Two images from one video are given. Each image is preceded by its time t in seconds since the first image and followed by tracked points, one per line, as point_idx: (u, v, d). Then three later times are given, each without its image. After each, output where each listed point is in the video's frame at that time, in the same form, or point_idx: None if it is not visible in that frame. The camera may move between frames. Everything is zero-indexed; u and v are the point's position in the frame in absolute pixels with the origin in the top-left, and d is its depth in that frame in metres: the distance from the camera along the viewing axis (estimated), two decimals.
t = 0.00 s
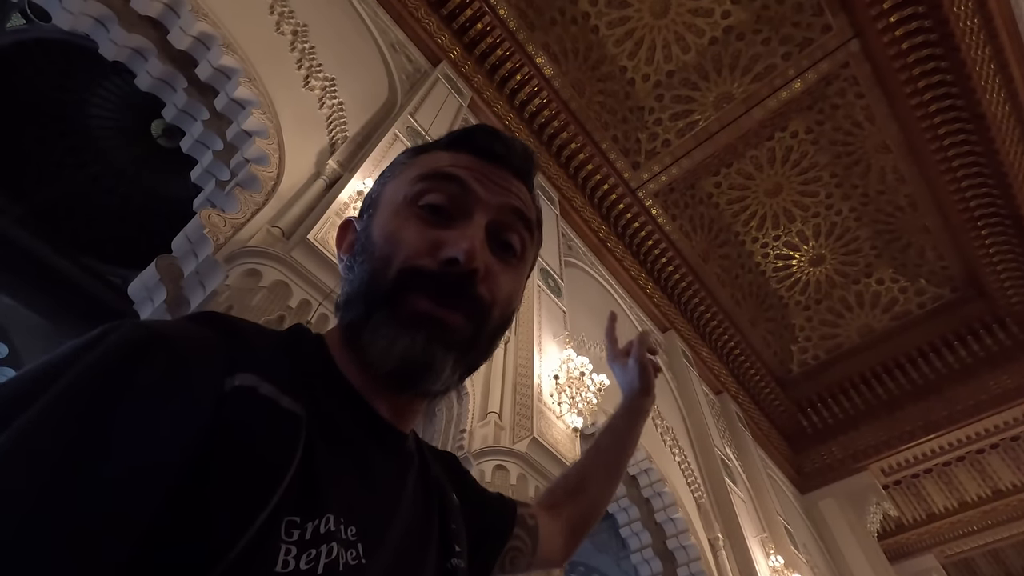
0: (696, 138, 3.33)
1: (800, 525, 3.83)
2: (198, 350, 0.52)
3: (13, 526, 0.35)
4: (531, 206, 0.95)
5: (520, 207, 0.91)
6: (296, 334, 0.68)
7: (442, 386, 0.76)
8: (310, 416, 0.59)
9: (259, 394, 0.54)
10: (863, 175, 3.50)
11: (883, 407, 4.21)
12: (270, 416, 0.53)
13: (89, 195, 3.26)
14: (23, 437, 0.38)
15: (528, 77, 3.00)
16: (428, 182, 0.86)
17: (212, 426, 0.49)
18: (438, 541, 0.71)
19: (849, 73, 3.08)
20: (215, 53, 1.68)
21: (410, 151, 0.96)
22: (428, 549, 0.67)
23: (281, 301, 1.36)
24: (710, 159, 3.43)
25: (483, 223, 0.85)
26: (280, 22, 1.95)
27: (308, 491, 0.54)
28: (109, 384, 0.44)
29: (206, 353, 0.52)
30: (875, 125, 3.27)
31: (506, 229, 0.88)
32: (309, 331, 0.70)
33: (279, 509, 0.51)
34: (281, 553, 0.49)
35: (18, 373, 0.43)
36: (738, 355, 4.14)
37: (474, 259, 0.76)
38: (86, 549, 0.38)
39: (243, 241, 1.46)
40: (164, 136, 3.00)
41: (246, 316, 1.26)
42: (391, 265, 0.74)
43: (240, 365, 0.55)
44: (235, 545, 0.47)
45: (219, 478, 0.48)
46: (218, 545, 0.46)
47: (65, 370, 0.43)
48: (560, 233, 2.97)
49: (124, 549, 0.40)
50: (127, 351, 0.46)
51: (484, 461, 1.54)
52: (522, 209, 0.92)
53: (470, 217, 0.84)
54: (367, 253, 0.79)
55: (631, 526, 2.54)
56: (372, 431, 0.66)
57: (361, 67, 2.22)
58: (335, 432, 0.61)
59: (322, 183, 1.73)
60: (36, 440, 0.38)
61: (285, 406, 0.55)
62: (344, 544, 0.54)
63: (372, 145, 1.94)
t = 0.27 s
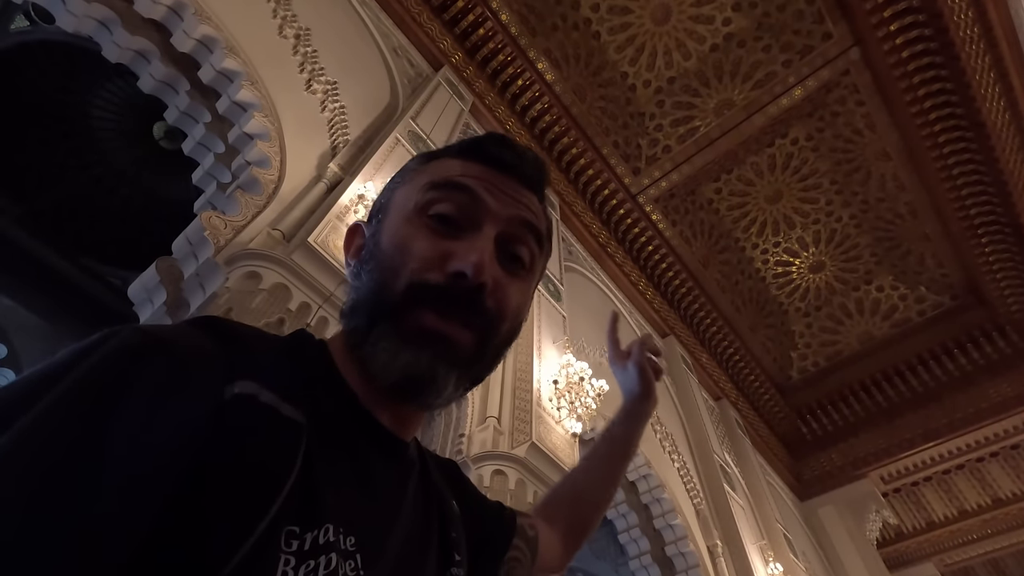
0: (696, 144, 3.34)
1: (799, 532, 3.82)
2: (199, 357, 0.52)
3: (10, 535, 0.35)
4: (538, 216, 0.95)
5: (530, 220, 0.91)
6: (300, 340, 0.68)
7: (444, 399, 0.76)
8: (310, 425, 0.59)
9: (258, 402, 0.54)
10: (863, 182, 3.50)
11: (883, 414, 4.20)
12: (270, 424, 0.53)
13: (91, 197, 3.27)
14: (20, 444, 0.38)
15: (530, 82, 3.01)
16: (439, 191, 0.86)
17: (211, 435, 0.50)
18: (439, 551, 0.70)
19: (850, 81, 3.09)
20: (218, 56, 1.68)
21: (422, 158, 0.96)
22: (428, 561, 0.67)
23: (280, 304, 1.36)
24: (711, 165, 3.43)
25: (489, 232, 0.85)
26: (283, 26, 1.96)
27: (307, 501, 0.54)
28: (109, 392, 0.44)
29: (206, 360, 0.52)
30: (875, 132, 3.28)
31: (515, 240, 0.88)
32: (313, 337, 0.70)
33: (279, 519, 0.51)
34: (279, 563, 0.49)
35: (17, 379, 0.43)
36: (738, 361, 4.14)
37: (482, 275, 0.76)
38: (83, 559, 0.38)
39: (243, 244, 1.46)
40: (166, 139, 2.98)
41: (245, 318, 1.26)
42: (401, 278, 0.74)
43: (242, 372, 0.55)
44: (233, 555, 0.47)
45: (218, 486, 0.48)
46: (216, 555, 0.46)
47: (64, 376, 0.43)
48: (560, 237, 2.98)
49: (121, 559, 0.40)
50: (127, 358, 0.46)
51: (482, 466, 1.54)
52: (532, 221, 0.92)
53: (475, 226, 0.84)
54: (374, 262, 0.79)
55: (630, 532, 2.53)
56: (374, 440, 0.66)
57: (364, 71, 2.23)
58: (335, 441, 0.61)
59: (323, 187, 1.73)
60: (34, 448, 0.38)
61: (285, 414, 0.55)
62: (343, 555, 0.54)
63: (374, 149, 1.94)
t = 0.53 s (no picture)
0: (697, 149, 3.35)
1: (799, 539, 3.80)
2: (200, 363, 0.52)
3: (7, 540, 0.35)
4: (538, 223, 0.95)
5: (530, 226, 0.91)
6: (300, 347, 0.68)
7: (447, 412, 0.76)
8: (310, 432, 0.59)
9: (258, 408, 0.53)
10: (863, 188, 3.51)
11: (883, 421, 4.19)
12: (270, 430, 0.53)
13: (92, 199, 3.27)
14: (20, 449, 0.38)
15: (531, 87, 3.02)
16: (438, 198, 0.86)
17: (212, 440, 0.49)
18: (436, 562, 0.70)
19: (850, 87, 3.10)
20: (220, 60, 1.69)
21: (422, 165, 0.96)
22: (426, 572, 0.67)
23: (280, 307, 1.36)
24: (711, 171, 3.44)
25: (492, 240, 0.85)
26: (285, 31, 1.96)
27: (305, 510, 0.54)
28: (109, 397, 0.44)
29: (207, 366, 0.52)
30: (875, 139, 3.28)
31: (515, 247, 0.88)
32: (315, 345, 0.70)
33: (278, 526, 0.51)
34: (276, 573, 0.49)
35: (19, 383, 0.43)
36: (738, 366, 4.14)
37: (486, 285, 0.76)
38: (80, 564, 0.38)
39: (244, 247, 1.46)
40: (168, 143, 3.00)
41: (245, 320, 1.26)
42: (403, 288, 0.74)
43: (243, 378, 0.55)
44: (230, 563, 0.47)
45: (217, 492, 0.48)
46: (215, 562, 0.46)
47: (66, 381, 0.44)
48: (560, 242, 2.98)
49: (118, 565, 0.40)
50: (128, 364, 0.46)
51: (482, 471, 1.53)
52: (532, 227, 0.92)
53: (478, 233, 0.84)
54: (377, 271, 0.79)
55: (630, 538, 2.51)
56: (373, 448, 0.66)
57: (365, 76, 2.23)
58: (333, 450, 0.61)
59: (323, 191, 1.73)
60: (35, 454, 0.38)
61: (285, 421, 0.55)
62: (340, 565, 0.53)
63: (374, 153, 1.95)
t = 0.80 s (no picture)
0: (697, 154, 3.35)
1: (800, 545, 3.79)
2: (204, 365, 0.52)
3: (9, 544, 0.36)
4: (542, 230, 0.95)
5: (533, 232, 0.91)
6: (303, 350, 0.69)
7: (447, 414, 0.76)
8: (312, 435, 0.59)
9: (262, 412, 0.54)
10: (863, 194, 3.51)
11: (884, 426, 4.18)
12: (273, 433, 0.54)
13: (93, 203, 3.28)
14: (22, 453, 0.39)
15: (531, 92, 3.03)
16: (441, 204, 0.86)
17: (214, 444, 0.50)
18: (435, 564, 0.70)
19: (850, 93, 3.11)
20: (222, 65, 1.70)
21: (426, 172, 0.97)
22: None
23: (281, 311, 1.36)
24: (711, 176, 3.44)
25: (495, 246, 0.84)
26: (287, 36, 1.97)
27: (306, 513, 0.54)
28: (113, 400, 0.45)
29: (211, 368, 0.53)
30: (875, 144, 3.29)
31: (518, 254, 0.88)
32: (317, 347, 0.70)
33: (277, 530, 0.51)
34: None
35: (23, 386, 0.44)
36: (738, 371, 4.14)
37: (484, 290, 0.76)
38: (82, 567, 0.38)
39: (244, 251, 1.46)
40: (169, 146, 3.02)
41: (245, 324, 1.26)
42: (401, 291, 0.75)
43: (247, 381, 0.55)
44: (231, 565, 0.47)
45: (219, 494, 0.49)
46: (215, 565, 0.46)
47: (69, 385, 0.44)
48: (561, 247, 2.98)
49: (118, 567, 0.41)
50: (132, 366, 0.46)
51: (481, 476, 1.53)
52: (535, 234, 0.92)
53: (480, 240, 0.84)
54: (377, 273, 0.80)
55: (629, 543, 2.52)
56: (375, 451, 0.66)
57: (366, 80, 2.24)
58: (335, 453, 0.61)
59: (324, 195, 1.74)
60: (34, 459, 0.39)
61: (288, 424, 0.55)
62: (341, 568, 0.53)
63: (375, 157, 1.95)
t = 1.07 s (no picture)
0: (697, 159, 3.36)
1: (800, 551, 3.78)
2: (206, 365, 0.53)
3: (13, 541, 0.36)
4: (544, 233, 0.95)
5: (534, 234, 0.91)
6: (304, 350, 0.69)
7: (446, 417, 0.76)
8: (313, 435, 0.60)
9: (264, 411, 0.55)
10: (863, 199, 3.51)
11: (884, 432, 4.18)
12: (273, 433, 0.54)
13: (95, 206, 3.30)
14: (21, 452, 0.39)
15: (532, 96, 3.04)
16: (443, 206, 0.86)
17: (216, 443, 0.50)
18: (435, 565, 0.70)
19: (849, 98, 3.11)
20: (223, 68, 1.70)
21: (428, 172, 0.97)
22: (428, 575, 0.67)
23: (281, 314, 1.36)
24: (711, 180, 3.44)
25: (496, 249, 0.84)
26: (288, 39, 1.98)
27: (307, 513, 0.55)
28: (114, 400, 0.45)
29: (213, 368, 0.53)
30: (874, 150, 3.29)
31: (519, 256, 0.88)
32: (318, 347, 0.71)
33: (277, 529, 0.52)
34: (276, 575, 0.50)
35: (27, 385, 0.44)
36: (738, 376, 4.13)
37: (484, 292, 0.76)
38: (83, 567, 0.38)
39: (244, 254, 1.46)
40: (171, 149, 2.99)
41: (245, 327, 1.26)
42: (401, 292, 0.75)
43: (248, 381, 0.56)
44: (231, 565, 0.48)
45: (219, 495, 0.49)
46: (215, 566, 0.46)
47: (71, 383, 0.45)
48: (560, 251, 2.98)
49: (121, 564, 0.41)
50: (135, 366, 0.47)
51: (480, 480, 1.53)
52: (536, 236, 0.92)
53: (482, 242, 0.84)
54: (378, 274, 0.80)
55: (629, 548, 2.55)
56: (376, 451, 0.66)
57: (367, 84, 2.25)
58: (336, 453, 0.61)
59: (324, 198, 1.73)
60: (38, 457, 0.39)
61: (289, 424, 0.56)
62: (342, 568, 0.54)
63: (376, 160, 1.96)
